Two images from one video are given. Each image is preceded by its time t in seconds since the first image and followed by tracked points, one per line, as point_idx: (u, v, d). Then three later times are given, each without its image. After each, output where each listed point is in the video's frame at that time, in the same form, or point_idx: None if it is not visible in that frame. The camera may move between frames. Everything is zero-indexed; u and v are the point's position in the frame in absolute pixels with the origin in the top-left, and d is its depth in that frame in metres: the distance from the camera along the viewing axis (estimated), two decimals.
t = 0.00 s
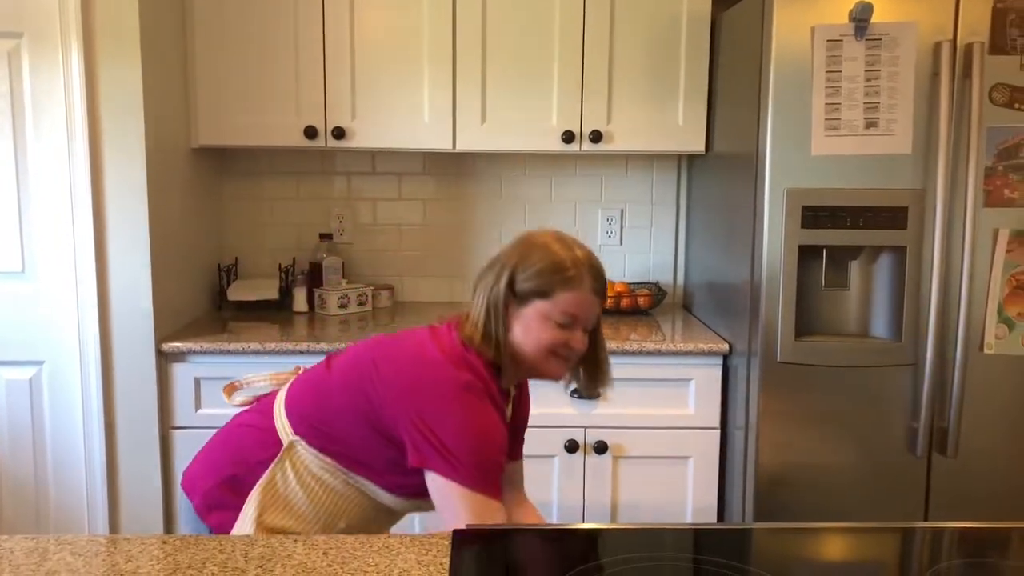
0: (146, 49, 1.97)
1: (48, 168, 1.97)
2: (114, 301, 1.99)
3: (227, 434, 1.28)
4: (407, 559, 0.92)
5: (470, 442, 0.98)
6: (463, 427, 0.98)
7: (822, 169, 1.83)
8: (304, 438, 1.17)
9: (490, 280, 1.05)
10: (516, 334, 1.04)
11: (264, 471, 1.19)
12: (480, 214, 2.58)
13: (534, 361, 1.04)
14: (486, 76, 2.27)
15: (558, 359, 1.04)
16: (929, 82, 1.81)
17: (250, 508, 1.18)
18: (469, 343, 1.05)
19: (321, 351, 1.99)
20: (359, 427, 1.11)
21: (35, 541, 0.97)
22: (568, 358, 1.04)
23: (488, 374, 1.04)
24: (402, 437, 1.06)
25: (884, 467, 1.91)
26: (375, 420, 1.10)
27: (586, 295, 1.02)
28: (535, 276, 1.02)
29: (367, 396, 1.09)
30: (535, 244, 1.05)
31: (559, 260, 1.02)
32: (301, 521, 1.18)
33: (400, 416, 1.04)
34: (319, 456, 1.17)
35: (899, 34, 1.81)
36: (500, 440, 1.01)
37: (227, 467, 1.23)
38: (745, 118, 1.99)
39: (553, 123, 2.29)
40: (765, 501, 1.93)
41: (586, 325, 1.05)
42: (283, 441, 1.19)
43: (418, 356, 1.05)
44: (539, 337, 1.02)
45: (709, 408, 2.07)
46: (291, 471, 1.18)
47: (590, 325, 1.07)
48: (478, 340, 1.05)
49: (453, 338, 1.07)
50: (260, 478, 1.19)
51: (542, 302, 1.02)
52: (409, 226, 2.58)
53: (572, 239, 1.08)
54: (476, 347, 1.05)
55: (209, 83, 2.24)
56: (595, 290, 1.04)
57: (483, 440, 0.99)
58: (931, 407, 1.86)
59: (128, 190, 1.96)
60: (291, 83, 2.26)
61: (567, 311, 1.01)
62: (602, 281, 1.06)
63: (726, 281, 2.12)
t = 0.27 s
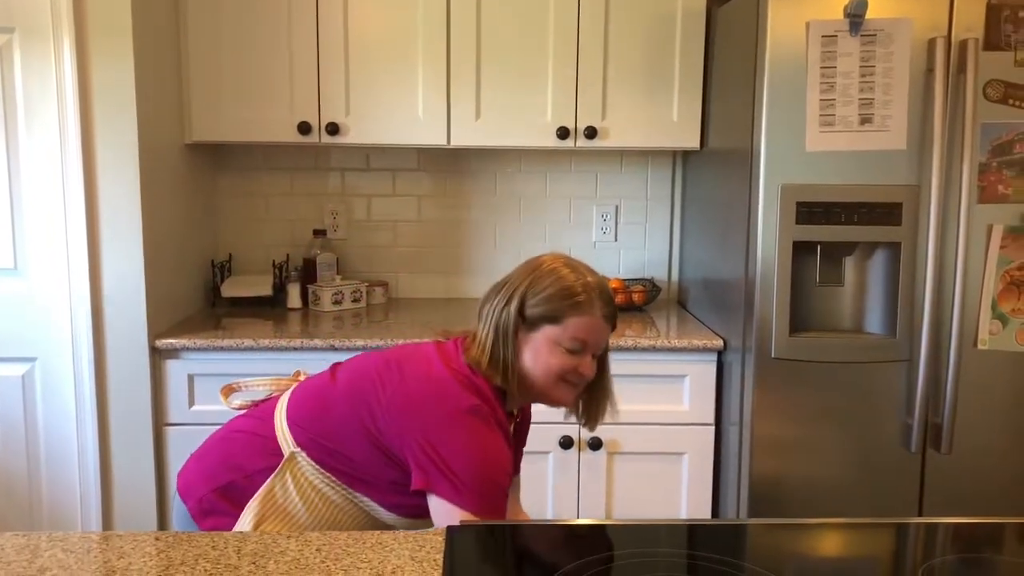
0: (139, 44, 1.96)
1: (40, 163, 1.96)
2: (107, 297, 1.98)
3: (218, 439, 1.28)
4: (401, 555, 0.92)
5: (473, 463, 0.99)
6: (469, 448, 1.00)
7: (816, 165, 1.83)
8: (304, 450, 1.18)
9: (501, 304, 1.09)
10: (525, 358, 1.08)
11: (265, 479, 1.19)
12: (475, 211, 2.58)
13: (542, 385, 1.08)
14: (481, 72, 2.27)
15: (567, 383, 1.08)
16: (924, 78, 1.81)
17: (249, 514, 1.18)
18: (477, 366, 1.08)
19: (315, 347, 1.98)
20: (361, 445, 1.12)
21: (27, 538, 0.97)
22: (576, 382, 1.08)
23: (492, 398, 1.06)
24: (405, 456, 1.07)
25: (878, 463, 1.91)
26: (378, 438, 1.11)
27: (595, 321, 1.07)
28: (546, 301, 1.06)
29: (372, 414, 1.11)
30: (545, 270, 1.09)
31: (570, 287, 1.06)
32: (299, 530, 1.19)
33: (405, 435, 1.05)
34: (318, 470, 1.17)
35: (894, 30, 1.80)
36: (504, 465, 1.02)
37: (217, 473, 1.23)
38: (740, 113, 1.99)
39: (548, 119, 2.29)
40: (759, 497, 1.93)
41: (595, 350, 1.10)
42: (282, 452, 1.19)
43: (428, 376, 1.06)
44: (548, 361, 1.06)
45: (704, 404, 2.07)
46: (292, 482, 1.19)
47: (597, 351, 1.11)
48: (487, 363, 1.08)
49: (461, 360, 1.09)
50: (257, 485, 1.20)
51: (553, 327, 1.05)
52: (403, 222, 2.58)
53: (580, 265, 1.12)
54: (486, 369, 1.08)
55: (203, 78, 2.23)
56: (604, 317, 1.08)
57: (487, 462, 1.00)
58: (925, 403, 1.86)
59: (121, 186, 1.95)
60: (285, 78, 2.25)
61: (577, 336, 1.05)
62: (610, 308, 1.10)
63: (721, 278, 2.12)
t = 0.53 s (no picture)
0: (135, 40, 1.95)
1: (36, 159, 1.96)
2: (103, 293, 1.98)
3: (214, 436, 1.28)
4: (399, 552, 0.92)
5: (460, 465, 0.99)
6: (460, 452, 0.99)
7: (814, 162, 1.83)
8: (300, 446, 1.17)
9: (497, 303, 1.08)
10: (521, 357, 1.08)
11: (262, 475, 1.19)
12: (472, 208, 2.57)
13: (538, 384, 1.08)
14: (478, 68, 2.26)
15: (563, 382, 1.08)
16: (922, 75, 1.81)
17: (244, 510, 1.18)
18: (472, 365, 1.08)
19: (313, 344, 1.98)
20: (355, 443, 1.12)
21: (23, 535, 0.96)
22: (572, 382, 1.08)
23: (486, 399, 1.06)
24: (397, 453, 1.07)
25: (875, 461, 1.91)
26: (372, 435, 1.10)
27: (591, 321, 1.07)
28: (543, 300, 1.05)
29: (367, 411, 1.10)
30: (542, 269, 1.09)
31: (568, 287, 1.06)
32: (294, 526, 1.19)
33: (396, 433, 1.05)
34: (314, 467, 1.17)
35: (892, 27, 1.80)
36: (494, 468, 1.02)
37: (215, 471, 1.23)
38: (738, 110, 1.99)
39: (545, 115, 2.28)
40: (756, 494, 1.93)
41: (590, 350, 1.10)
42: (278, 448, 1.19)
43: (424, 375, 1.06)
44: (544, 360, 1.06)
45: (700, 401, 2.07)
46: (288, 476, 1.18)
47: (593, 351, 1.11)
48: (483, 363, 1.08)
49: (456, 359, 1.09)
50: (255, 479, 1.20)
51: (549, 326, 1.05)
52: (400, 218, 2.57)
53: (577, 265, 1.12)
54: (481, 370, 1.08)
55: (199, 74, 2.22)
56: (600, 317, 1.08)
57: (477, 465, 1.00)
58: (922, 401, 1.86)
59: (117, 182, 1.95)
60: (282, 74, 2.24)
61: (573, 336, 1.05)
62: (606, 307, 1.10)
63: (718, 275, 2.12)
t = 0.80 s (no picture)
0: (135, 37, 1.95)
1: (36, 157, 1.95)
2: (103, 291, 1.98)
3: (213, 433, 1.27)
4: (399, 550, 0.92)
5: (430, 463, 0.99)
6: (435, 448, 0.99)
7: (815, 160, 1.83)
8: (292, 443, 1.17)
9: (485, 300, 1.08)
10: (510, 353, 1.07)
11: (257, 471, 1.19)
12: (472, 205, 2.57)
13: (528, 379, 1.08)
14: (479, 66, 2.26)
15: (552, 376, 1.08)
16: (923, 73, 1.81)
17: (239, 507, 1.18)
18: (461, 364, 1.07)
19: (313, 342, 1.98)
20: (345, 440, 1.12)
21: (23, 533, 0.96)
22: (562, 376, 1.08)
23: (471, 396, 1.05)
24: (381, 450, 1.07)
25: (875, 459, 1.91)
26: (360, 432, 1.11)
27: (580, 315, 1.06)
28: (530, 297, 1.05)
29: (353, 407, 1.10)
30: (529, 264, 1.09)
31: (555, 282, 1.05)
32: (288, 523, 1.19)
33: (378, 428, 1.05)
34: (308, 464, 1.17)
35: (893, 25, 1.80)
36: (474, 468, 1.01)
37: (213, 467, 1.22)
38: (738, 108, 1.98)
39: (546, 113, 2.28)
40: (756, 492, 1.93)
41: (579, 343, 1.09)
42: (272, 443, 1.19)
43: (408, 373, 1.06)
44: (534, 356, 1.06)
45: (700, 399, 2.07)
46: (282, 471, 1.18)
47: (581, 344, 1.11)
48: (472, 361, 1.07)
49: (445, 356, 1.09)
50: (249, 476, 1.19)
51: (537, 323, 1.05)
52: (400, 216, 2.57)
53: (564, 257, 1.12)
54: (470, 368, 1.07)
55: (199, 72, 2.22)
56: (587, 311, 1.08)
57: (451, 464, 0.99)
58: (922, 399, 1.86)
59: (117, 179, 1.95)
60: (282, 72, 2.24)
61: (562, 331, 1.05)
62: (594, 299, 1.10)
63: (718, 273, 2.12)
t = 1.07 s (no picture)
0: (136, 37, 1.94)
1: (38, 157, 1.95)
2: (105, 291, 1.97)
3: (216, 423, 1.28)
4: (404, 552, 0.91)
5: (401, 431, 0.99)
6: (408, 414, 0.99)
7: (819, 158, 1.82)
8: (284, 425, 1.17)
9: (472, 270, 1.07)
10: (496, 324, 1.07)
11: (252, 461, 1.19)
12: (475, 205, 2.56)
13: (515, 350, 1.07)
14: (481, 65, 2.25)
15: (537, 347, 1.07)
16: (927, 71, 1.80)
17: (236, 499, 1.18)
18: (445, 334, 1.07)
19: (315, 342, 1.97)
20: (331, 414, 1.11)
21: (25, 534, 0.96)
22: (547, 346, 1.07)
23: (455, 368, 1.05)
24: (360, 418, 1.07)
25: (879, 458, 1.91)
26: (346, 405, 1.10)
27: (566, 285, 1.05)
28: (516, 267, 1.04)
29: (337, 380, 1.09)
30: (516, 234, 1.08)
31: (541, 252, 1.04)
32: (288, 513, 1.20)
33: (357, 396, 1.05)
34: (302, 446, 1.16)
35: (897, 23, 1.79)
36: (444, 439, 1.01)
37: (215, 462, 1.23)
38: (741, 106, 1.98)
39: (549, 112, 2.27)
40: (760, 492, 1.93)
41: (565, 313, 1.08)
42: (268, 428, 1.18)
43: (393, 343, 1.06)
44: (520, 327, 1.05)
45: (704, 399, 2.06)
46: (277, 455, 1.17)
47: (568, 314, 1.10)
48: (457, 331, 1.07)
49: (430, 328, 1.09)
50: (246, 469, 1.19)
51: (523, 293, 1.04)
52: (402, 215, 2.57)
53: (551, 227, 1.11)
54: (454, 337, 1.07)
55: (201, 71, 2.21)
56: (574, 280, 1.07)
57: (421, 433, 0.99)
58: (927, 398, 1.85)
59: (119, 179, 1.94)
60: (284, 71, 2.23)
61: (548, 301, 1.04)
62: (581, 269, 1.09)
63: (722, 272, 2.11)
